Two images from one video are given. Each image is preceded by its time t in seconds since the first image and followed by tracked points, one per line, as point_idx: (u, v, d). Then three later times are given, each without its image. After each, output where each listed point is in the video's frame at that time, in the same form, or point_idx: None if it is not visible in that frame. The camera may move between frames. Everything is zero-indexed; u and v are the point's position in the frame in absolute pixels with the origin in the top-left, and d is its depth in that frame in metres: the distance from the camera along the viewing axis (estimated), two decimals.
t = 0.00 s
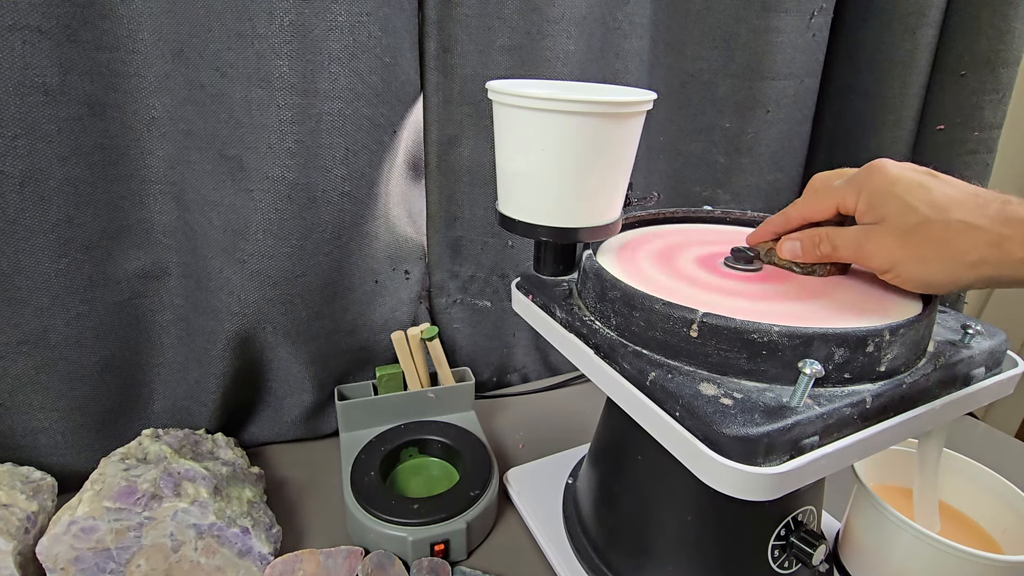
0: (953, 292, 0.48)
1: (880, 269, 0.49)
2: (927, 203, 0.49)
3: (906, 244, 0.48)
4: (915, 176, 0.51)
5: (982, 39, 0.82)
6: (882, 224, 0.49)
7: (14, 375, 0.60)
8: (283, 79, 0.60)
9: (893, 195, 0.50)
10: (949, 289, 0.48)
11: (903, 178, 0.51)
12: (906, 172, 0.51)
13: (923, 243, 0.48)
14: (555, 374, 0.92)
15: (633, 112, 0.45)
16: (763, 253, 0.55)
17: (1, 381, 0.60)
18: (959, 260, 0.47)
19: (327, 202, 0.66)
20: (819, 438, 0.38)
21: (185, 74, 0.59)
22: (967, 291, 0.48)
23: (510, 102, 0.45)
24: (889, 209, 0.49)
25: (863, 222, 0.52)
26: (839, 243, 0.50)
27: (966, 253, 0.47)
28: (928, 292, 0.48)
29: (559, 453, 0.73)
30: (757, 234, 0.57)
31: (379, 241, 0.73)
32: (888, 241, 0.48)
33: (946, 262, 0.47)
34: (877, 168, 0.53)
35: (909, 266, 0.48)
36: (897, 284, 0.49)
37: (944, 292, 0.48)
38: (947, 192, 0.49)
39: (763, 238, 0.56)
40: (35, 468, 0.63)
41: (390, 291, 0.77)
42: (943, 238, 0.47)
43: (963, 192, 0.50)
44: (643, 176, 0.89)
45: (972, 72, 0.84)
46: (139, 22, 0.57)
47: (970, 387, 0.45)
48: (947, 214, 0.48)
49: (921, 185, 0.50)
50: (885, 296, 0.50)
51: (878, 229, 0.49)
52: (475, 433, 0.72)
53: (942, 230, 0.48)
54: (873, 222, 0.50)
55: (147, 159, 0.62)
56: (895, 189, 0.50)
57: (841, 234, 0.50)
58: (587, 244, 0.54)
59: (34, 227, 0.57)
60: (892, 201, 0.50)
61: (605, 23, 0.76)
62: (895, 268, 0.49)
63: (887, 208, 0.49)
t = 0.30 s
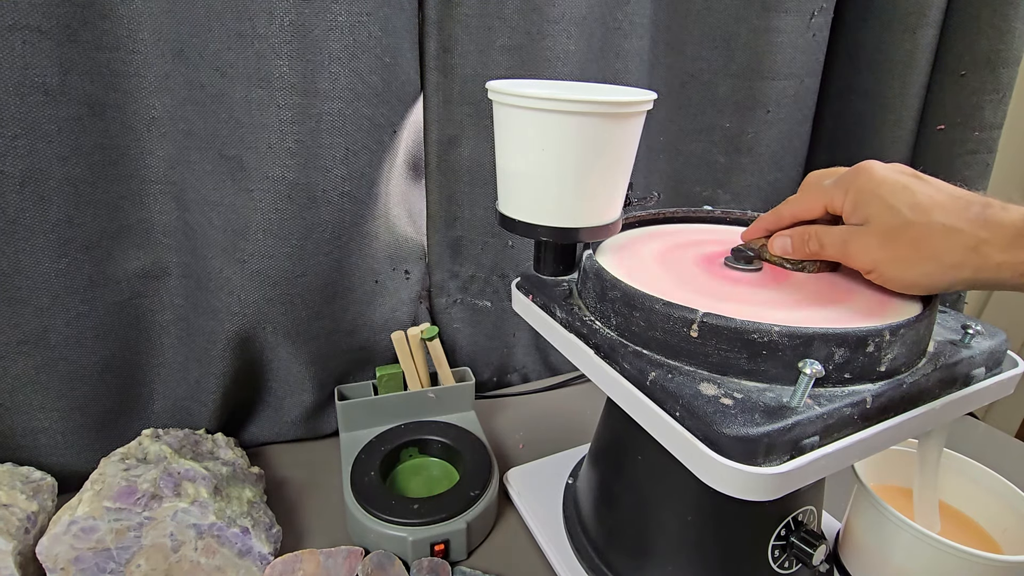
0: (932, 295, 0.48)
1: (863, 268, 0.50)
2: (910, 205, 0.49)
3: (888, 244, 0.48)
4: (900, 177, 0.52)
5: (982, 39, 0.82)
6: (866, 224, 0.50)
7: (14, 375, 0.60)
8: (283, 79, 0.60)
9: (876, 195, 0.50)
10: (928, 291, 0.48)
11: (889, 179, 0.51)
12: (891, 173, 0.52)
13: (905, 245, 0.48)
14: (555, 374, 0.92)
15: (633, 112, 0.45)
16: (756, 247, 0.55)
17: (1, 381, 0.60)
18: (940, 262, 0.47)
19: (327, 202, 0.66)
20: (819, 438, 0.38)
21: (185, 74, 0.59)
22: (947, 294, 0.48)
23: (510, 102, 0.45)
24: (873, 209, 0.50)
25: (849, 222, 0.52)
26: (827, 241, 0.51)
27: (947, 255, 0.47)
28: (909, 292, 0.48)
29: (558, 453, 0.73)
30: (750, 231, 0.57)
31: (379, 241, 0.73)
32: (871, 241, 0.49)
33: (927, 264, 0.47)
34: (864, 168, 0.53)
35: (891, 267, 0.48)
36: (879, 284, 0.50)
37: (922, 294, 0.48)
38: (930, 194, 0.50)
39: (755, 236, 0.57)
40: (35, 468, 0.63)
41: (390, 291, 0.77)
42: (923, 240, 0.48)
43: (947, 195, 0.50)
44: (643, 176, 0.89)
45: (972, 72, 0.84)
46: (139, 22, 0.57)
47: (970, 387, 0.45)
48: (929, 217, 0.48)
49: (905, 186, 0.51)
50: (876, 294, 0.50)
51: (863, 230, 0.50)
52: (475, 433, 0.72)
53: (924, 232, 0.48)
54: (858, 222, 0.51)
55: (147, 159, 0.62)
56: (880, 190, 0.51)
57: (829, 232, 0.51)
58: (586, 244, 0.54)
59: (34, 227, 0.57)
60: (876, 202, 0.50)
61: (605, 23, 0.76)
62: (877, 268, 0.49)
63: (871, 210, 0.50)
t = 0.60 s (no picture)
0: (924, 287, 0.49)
1: (859, 261, 0.50)
2: (903, 200, 0.50)
3: (883, 237, 0.49)
4: (895, 173, 0.52)
5: (982, 39, 0.82)
6: (862, 218, 0.51)
7: (14, 375, 0.60)
8: (283, 79, 0.60)
9: (873, 191, 0.51)
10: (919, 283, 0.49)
11: (884, 175, 0.52)
12: (887, 169, 0.53)
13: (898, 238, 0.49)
14: (555, 374, 0.92)
15: (633, 112, 0.45)
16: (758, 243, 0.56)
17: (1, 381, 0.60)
18: (931, 254, 0.48)
19: (327, 202, 0.66)
20: (819, 438, 0.38)
21: (185, 74, 0.59)
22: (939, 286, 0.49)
23: (510, 102, 0.45)
24: (869, 204, 0.51)
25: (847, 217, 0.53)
26: (826, 235, 0.52)
27: (937, 249, 0.48)
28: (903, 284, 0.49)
29: (558, 453, 0.73)
30: (755, 226, 0.58)
31: (379, 241, 0.73)
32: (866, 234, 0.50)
33: (919, 256, 0.48)
34: (862, 165, 0.54)
35: (885, 259, 0.49)
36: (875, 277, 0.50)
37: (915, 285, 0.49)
38: (924, 189, 0.51)
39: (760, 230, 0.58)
40: (34, 468, 0.63)
41: (390, 291, 0.77)
42: (915, 234, 0.49)
43: (939, 189, 0.51)
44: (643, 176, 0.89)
45: (972, 72, 0.84)
46: (139, 22, 0.57)
47: (970, 387, 0.45)
48: (921, 211, 0.49)
49: (899, 182, 0.51)
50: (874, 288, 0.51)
51: (859, 223, 0.50)
52: (475, 433, 0.72)
53: (915, 225, 0.49)
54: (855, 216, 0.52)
55: (147, 159, 0.62)
56: (875, 185, 0.52)
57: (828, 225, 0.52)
58: (586, 244, 0.54)
59: (34, 227, 0.57)
60: (872, 196, 0.51)
61: (605, 24, 0.76)
62: (873, 261, 0.50)
63: (866, 204, 0.51)
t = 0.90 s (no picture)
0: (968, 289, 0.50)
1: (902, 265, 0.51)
2: (950, 202, 0.50)
3: (923, 240, 0.50)
4: (944, 175, 0.53)
5: (982, 39, 0.82)
6: (907, 220, 0.51)
7: (14, 375, 0.60)
8: (283, 79, 0.60)
9: (920, 194, 0.52)
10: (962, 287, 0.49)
11: (933, 177, 0.52)
12: (936, 171, 0.53)
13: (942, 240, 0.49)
14: (555, 374, 0.92)
15: (633, 112, 0.45)
16: (800, 247, 0.56)
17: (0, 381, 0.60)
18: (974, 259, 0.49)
19: (327, 202, 0.66)
20: (819, 438, 0.38)
21: (185, 74, 0.59)
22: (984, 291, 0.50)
23: (510, 102, 0.45)
24: (914, 206, 0.52)
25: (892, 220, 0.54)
26: (868, 238, 0.52)
27: (983, 253, 0.49)
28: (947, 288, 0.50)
29: (558, 453, 0.73)
30: (797, 228, 0.58)
31: (379, 241, 0.73)
32: (906, 237, 0.50)
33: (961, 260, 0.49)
34: (909, 166, 0.54)
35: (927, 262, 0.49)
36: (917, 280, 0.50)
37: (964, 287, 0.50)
38: (974, 192, 0.51)
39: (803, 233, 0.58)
40: (34, 468, 0.63)
41: (390, 291, 0.77)
42: (960, 238, 0.49)
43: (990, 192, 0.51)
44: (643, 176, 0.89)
45: (972, 72, 0.84)
46: (139, 22, 0.57)
47: (970, 387, 0.45)
48: (969, 213, 0.50)
49: (948, 183, 0.52)
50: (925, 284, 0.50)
51: (900, 227, 0.51)
52: (475, 433, 0.72)
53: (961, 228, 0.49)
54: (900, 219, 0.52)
55: (147, 159, 0.62)
56: (922, 187, 0.52)
57: (872, 229, 0.53)
58: (586, 244, 0.54)
59: (34, 227, 0.57)
60: (916, 199, 0.52)
61: (605, 23, 0.76)
62: (916, 265, 0.50)
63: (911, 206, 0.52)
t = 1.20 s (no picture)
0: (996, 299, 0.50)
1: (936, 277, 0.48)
2: (992, 212, 0.48)
3: (963, 252, 0.48)
4: (983, 183, 0.50)
5: (982, 39, 0.82)
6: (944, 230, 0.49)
7: (14, 375, 0.60)
8: (283, 79, 0.60)
9: (958, 202, 0.49)
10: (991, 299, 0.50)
11: (972, 185, 0.50)
12: (974, 178, 0.50)
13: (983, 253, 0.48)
14: (555, 374, 0.92)
15: (632, 111, 0.45)
16: (820, 256, 0.54)
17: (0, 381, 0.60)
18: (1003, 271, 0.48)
19: (327, 202, 0.66)
20: (819, 438, 0.38)
21: (185, 74, 0.59)
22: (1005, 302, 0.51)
23: (510, 102, 0.45)
24: (953, 216, 0.49)
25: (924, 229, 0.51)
26: (896, 249, 0.49)
27: (1019, 267, 0.49)
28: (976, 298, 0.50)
29: (558, 453, 0.73)
30: (818, 237, 0.56)
31: (379, 241, 0.73)
32: (946, 249, 0.48)
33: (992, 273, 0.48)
34: (944, 173, 0.51)
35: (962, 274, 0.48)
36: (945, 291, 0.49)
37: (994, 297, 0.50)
38: (1015, 202, 0.49)
39: (824, 242, 0.55)
40: (34, 468, 0.63)
41: (390, 291, 0.77)
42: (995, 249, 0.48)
43: None
44: (643, 176, 0.89)
45: (972, 72, 0.84)
46: (139, 22, 0.57)
47: (970, 387, 0.45)
48: (1010, 225, 0.48)
49: (988, 192, 0.49)
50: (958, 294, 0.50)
51: (938, 237, 0.48)
52: (475, 433, 0.72)
53: (1002, 242, 0.48)
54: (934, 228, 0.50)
55: (147, 159, 0.62)
56: (960, 195, 0.49)
57: (899, 239, 0.50)
58: (586, 244, 0.54)
59: (34, 227, 0.57)
60: (955, 208, 0.49)
61: (605, 23, 0.76)
62: (949, 276, 0.48)
63: (951, 215, 0.49)
